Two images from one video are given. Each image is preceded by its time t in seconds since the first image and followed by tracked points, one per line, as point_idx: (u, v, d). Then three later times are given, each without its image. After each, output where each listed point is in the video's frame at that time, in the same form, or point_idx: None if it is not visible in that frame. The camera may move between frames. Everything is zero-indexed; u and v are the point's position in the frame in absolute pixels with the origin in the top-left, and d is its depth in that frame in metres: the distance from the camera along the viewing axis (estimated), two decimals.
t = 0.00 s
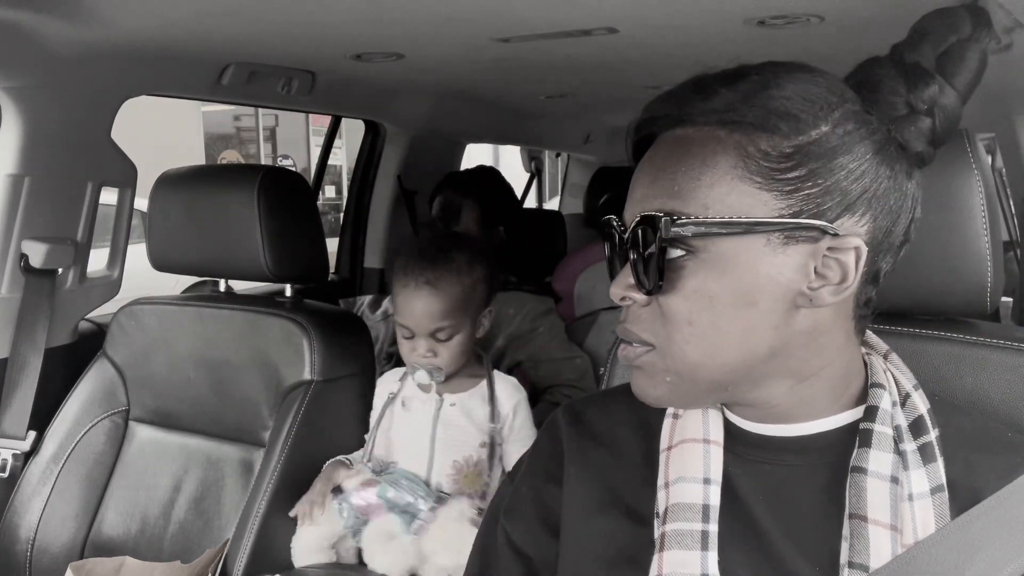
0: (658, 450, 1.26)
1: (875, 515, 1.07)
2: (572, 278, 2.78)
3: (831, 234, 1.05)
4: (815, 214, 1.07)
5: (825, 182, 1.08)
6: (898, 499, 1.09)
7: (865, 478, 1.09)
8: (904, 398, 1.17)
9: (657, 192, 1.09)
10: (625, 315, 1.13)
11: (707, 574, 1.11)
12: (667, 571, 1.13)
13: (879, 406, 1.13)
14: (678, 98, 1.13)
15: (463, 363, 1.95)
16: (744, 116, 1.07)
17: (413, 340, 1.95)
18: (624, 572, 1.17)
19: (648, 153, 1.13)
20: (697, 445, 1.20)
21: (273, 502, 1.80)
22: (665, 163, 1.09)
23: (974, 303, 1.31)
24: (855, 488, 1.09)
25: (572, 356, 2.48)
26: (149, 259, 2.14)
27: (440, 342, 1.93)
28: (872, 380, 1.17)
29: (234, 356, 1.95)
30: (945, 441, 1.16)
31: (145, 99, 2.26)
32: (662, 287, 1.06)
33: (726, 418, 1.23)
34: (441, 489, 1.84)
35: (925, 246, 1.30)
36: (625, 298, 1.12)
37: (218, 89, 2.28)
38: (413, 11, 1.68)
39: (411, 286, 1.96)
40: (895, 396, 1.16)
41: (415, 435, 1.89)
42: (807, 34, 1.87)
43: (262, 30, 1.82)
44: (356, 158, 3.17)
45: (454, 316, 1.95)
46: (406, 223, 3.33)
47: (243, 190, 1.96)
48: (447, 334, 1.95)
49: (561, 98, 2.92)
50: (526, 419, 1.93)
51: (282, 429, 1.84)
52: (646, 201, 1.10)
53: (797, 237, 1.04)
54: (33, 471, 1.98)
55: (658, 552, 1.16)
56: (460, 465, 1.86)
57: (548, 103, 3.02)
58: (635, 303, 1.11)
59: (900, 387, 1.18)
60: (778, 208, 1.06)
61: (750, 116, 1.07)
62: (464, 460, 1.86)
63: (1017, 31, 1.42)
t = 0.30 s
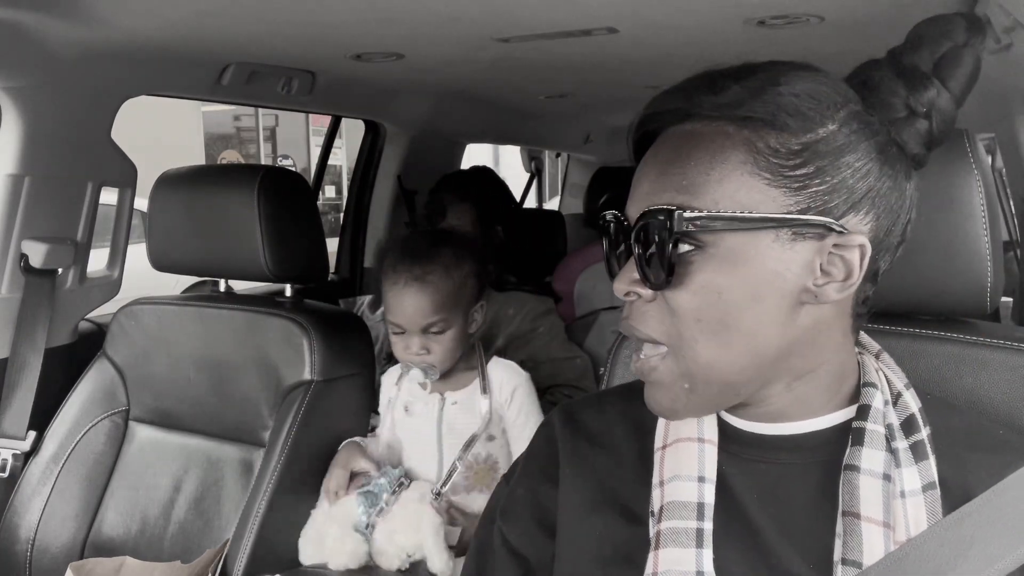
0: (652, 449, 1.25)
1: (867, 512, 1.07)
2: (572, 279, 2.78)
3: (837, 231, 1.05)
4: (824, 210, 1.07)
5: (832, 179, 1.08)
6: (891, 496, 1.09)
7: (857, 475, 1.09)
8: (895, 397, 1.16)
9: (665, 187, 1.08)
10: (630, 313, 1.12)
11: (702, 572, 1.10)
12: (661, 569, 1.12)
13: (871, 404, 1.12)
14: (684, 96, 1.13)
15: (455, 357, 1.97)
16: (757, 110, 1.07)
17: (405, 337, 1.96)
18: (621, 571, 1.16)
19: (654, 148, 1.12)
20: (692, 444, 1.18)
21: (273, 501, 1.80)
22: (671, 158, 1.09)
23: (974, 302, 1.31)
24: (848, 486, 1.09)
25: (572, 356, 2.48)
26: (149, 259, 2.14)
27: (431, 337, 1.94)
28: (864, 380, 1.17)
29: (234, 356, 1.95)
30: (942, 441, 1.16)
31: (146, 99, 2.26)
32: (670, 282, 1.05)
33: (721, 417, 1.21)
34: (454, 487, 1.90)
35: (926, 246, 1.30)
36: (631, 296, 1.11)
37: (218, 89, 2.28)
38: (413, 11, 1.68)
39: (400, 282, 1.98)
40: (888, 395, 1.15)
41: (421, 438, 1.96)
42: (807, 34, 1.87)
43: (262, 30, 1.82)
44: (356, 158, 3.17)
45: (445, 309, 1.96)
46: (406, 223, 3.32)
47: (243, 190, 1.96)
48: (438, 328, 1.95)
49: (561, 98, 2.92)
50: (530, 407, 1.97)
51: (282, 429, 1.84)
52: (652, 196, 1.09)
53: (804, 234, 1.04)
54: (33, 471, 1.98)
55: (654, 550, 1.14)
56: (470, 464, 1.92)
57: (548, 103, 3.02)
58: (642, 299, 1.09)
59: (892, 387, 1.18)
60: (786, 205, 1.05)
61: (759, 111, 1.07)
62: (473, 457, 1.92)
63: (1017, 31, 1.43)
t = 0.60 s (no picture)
0: (647, 450, 1.22)
1: (860, 508, 1.05)
2: (571, 279, 2.79)
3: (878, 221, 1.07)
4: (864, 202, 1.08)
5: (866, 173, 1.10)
6: (883, 492, 1.07)
7: (849, 472, 1.07)
8: (884, 394, 1.14)
9: (714, 180, 1.04)
10: (680, 314, 1.03)
11: (698, 572, 1.07)
12: (658, 570, 1.09)
13: (860, 403, 1.10)
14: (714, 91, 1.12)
15: (493, 347, 2.09)
16: (797, 102, 1.06)
17: (448, 322, 2.10)
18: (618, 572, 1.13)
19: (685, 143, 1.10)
20: (687, 445, 1.16)
21: (273, 501, 1.80)
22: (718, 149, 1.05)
23: (974, 303, 1.30)
24: (839, 483, 1.07)
25: (572, 356, 2.47)
26: (149, 259, 2.14)
27: (473, 325, 2.08)
28: (853, 379, 1.15)
29: (234, 356, 1.95)
30: (943, 439, 1.14)
31: (146, 99, 2.26)
32: (747, 282, 0.98)
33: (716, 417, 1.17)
34: (477, 485, 1.97)
35: (926, 246, 1.30)
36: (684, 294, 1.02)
37: (218, 89, 2.28)
38: (414, 11, 1.68)
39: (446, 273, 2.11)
40: (876, 393, 1.13)
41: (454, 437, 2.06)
42: (806, 34, 1.87)
43: (262, 30, 1.82)
44: (356, 158, 3.17)
45: (487, 300, 2.09)
46: (407, 223, 3.32)
47: (243, 190, 1.96)
48: (479, 319, 2.09)
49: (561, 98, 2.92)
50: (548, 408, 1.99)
51: (282, 430, 1.84)
52: (695, 190, 1.05)
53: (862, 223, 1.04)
54: (33, 471, 1.98)
55: (649, 551, 1.12)
56: (491, 462, 1.98)
57: (548, 103, 3.02)
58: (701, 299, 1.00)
59: (880, 385, 1.15)
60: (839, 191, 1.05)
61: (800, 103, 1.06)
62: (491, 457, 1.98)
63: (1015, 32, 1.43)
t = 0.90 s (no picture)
0: (644, 452, 1.21)
1: (854, 502, 1.05)
2: (571, 279, 2.79)
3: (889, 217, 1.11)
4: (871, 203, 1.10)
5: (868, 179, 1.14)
6: (875, 485, 1.07)
7: (842, 466, 1.08)
8: (873, 390, 1.16)
9: (801, 177, 0.98)
10: (781, 317, 0.95)
11: (696, 570, 1.05)
12: (656, 568, 1.07)
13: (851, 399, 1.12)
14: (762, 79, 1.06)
15: (499, 344, 2.10)
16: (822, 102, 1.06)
17: (457, 316, 2.11)
18: (616, 572, 1.12)
19: (744, 134, 1.03)
20: (682, 444, 1.14)
21: (273, 501, 1.80)
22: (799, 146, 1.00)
23: (973, 303, 1.31)
24: (833, 477, 1.08)
25: (570, 356, 2.48)
26: (149, 260, 2.14)
27: (481, 320, 2.09)
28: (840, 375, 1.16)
29: (233, 356, 1.95)
30: (942, 436, 1.13)
31: (146, 99, 2.26)
32: (862, 276, 0.93)
33: (713, 415, 1.16)
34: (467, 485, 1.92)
35: (927, 247, 1.29)
36: (787, 296, 0.94)
37: (218, 90, 2.28)
38: (414, 11, 1.68)
39: (458, 269, 2.12)
40: (865, 389, 1.15)
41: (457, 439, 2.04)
42: (807, 34, 1.87)
43: (262, 30, 1.82)
44: (356, 158, 3.17)
45: (496, 296, 2.09)
46: (407, 222, 3.32)
47: (243, 189, 1.96)
48: (487, 315, 2.08)
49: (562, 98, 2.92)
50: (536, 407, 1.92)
51: (282, 429, 1.84)
52: (778, 188, 0.99)
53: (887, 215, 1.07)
54: (33, 471, 1.98)
55: (648, 549, 1.10)
56: (478, 462, 1.91)
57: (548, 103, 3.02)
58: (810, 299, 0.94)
59: (868, 381, 1.17)
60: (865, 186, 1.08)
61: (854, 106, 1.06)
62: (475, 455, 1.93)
63: (1016, 32, 1.43)
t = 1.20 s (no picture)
0: (642, 451, 1.20)
1: (851, 499, 1.06)
2: (571, 280, 2.79)
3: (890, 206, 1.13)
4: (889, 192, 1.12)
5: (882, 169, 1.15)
6: (873, 483, 1.07)
7: (841, 465, 1.08)
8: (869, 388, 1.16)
9: (888, 179, 0.96)
10: (879, 321, 0.92)
11: (696, 570, 1.06)
12: (656, 568, 1.08)
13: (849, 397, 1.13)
14: (837, 75, 1.02)
15: (492, 331, 2.06)
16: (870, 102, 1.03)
17: (447, 306, 2.07)
18: (614, 572, 1.11)
19: (833, 132, 0.98)
20: (683, 444, 1.14)
21: (273, 501, 1.80)
22: (880, 147, 0.98)
23: (973, 302, 1.30)
24: (830, 475, 1.09)
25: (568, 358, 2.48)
26: (149, 260, 2.14)
27: (473, 307, 2.05)
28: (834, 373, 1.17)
29: (233, 356, 1.95)
30: (941, 436, 1.13)
31: (146, 99, 2.26)
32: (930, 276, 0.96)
33: (712, 413, 1.16)
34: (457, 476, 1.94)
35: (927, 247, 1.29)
36: (883, 300, 0.92)
37: (218, 90, 2.28)
38: (414, 11, 1.68)
39: (450, 257, 2.09)
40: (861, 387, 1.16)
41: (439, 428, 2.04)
42: (807, 34, 1.87)
43: (262, 30, 1.82)
44: (356, 158, 3.17)
45: (489, 284, 2.06)
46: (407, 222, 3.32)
47: (243, 189, 1.96)
48: (479, 303, 2.05)
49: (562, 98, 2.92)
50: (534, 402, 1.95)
51: (282, 429, 1.84)
52: (872, 189, 0.96)
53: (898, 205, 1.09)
54: (33, 471, 1.98)
55: (647, 548, 1.10)
56: (471, 454, 1.93)
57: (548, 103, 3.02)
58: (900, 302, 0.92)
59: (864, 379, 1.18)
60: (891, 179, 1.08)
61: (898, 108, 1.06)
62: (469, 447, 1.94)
63: (1016, 32, 1.43)
